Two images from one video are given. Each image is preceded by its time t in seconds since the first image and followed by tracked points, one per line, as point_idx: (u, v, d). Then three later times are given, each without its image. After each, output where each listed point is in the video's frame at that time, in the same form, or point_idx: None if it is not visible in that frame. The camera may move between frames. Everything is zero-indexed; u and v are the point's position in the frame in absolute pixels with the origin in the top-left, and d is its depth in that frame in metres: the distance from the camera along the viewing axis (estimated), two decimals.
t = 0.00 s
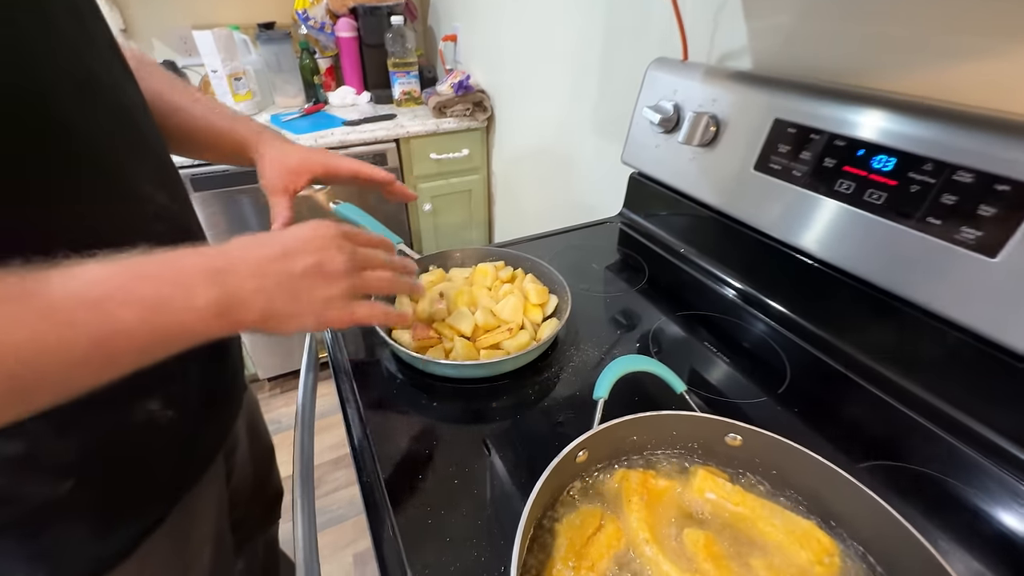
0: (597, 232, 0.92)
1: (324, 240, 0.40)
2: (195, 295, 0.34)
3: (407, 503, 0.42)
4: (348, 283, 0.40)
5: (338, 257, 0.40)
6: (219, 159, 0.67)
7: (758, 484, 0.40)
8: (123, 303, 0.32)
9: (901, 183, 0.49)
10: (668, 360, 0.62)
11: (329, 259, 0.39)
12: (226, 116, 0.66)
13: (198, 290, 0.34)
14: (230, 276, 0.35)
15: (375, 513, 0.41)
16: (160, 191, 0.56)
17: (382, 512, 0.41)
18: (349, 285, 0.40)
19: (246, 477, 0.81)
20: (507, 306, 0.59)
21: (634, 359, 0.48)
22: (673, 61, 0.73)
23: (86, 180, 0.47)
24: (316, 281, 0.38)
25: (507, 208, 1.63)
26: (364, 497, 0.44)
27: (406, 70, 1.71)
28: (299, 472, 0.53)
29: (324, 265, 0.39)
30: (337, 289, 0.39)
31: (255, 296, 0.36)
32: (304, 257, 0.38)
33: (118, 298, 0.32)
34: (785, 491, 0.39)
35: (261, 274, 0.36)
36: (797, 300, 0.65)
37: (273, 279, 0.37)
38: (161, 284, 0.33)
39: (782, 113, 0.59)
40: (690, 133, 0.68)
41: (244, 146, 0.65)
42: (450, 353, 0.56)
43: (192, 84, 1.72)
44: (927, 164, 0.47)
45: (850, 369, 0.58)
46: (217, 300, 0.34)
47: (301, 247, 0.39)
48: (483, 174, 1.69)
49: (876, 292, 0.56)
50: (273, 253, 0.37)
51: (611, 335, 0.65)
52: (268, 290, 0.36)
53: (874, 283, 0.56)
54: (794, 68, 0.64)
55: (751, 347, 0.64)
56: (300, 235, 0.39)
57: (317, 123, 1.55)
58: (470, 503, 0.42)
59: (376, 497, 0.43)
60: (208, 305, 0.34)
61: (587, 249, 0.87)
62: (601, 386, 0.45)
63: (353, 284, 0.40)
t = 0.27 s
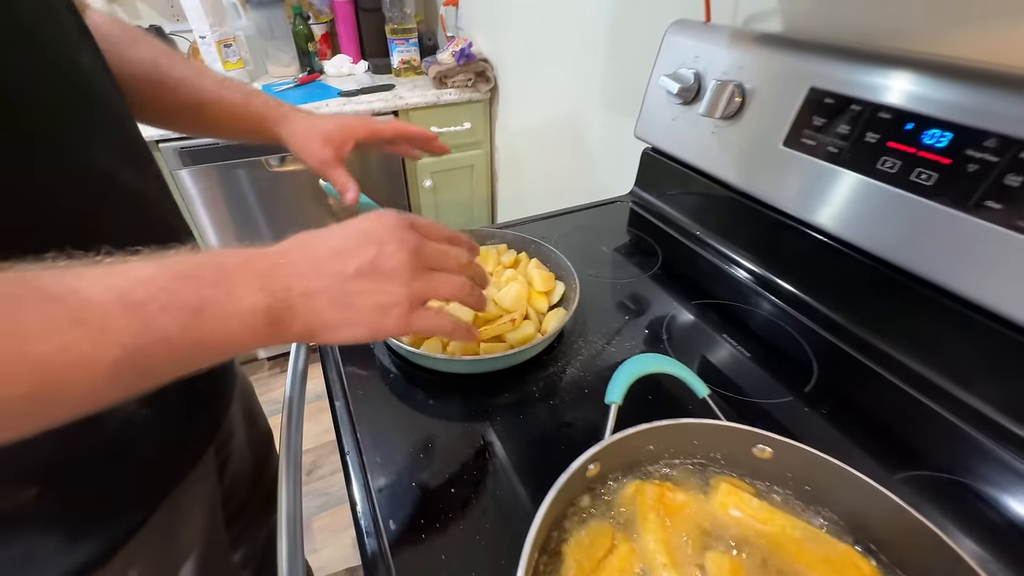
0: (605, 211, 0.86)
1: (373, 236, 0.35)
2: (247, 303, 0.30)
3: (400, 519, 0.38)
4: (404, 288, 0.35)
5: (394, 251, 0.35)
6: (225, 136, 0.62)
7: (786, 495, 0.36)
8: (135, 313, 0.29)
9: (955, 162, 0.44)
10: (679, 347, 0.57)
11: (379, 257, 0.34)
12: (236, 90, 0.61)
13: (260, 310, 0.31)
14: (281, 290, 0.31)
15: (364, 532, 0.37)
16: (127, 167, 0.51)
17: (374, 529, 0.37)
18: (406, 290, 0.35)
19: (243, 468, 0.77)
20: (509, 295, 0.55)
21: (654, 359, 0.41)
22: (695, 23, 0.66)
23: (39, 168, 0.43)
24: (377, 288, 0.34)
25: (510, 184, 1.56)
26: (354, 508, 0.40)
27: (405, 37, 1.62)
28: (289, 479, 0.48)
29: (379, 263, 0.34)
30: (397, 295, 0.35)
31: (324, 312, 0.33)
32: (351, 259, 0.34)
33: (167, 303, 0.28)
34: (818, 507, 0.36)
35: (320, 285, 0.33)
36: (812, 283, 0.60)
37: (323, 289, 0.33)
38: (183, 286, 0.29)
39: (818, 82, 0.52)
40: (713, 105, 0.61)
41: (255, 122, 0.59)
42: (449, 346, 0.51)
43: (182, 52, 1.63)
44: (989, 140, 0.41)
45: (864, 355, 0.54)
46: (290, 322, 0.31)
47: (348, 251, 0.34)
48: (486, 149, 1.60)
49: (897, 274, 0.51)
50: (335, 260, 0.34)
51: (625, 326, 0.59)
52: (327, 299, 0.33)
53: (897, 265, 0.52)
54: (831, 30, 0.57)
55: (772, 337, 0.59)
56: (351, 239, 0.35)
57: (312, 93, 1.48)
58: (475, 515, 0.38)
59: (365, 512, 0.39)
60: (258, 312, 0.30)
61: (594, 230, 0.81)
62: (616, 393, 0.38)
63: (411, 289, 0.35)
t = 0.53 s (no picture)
0: (617, 196, 0.79)
1: (360, 289, 0.29)
2: (197, 364, 0.25)
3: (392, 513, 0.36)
4: (376, 358, 0.28)
5: (378, 316, 0.28)
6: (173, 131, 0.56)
7: (846, 533, 0.32)
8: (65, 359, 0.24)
9: None
10: (694, 338, 0.53)
11: (365, 321, 0.28)
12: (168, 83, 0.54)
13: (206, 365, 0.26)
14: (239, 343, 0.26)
15: (352, 522, 0.36)
16: (82, 155, 0.45)
17: (364, 522, 0.36)
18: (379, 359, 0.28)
19: (232, 469, 0.73)
20: (521, 293, 0.50)
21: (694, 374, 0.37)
22: None
23: None
24: (343, 355, 0.28)
25: (511, 163, 1.48)
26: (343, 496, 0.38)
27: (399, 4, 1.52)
28: (279, 456, 0.43)
29: (361, 342, 0.28)
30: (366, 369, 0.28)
31: (269, 376, 0.27)
32: (328, 322, 0.27)
33: (98, 378, 0.24)
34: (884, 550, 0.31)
35: (284, 332, 0.27)
36: (828, 266, 0.57)
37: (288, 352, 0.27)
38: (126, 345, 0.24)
39: (872, 54, 0.46)
40: (746, 81, 0.55)
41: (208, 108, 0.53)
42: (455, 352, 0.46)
43: (160, 20, 1.53)
44: None
45: (879, 341, 0.51)
46: (225, 378, 0.26)
47: (332, 302, 0.28)
48: (486, 126, 1.52)
49: (923, 259, 0.48)
50: (309, 305, 0.28)
51: (651, 329, 0.53)
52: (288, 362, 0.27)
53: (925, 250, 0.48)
54: None
55: (804, 338, 0.53)
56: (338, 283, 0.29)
57: (300, 65, 1.38)
58: (475, 510, 0.36)
59: (355, 504, 0.37)
60: (212, 386, 0.26)
61: (607, 216, 0.75)
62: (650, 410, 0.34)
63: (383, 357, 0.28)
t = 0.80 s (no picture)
0: (632, 180, 0.73)
1: (384, 245, 0.28)
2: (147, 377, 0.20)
3: (391, 514, 0.33)
4: (391, 313, 0.26)
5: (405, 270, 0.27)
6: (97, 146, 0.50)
7: None
8: (27, 370, 0.18)
9: None
10: (712, 333, 0.49)
11: (390, 274, 0.27)
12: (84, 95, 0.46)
13: (225, 310, 0.21)
14: (271, 276, 0.22)
15: (353, 563, 0.31)
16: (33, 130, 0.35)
17: (360, 525, 0.33)
18: (393, 315, 0.26)
19: (221, 474, 0.68)
20: (536, 292, 0.45)
21: (746, 396, 0.32)
22: None
23: None
24: (361, 299, 0.25)
25: (511, 143, 1.40)
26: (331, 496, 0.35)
27: None
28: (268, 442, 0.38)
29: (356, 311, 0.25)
30: (379, 324, 0.26)
31: (291, 320, 0.23)
32: (357, 266, 0.26)
33: None
34: None
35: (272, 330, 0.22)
36: (849, 249, 0.54)
37: (315, 292, 0.24)
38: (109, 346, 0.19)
39: (938, 21, 0.40)
40: (785, 54, 0.49)
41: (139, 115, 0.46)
42: (463, 360, 0.41)
43: None
44: None
45: (898, 326, 0.49)
46: (244, 324, 0.21)
47: (361, 250, 0.27)
48: (484, 103, 1.43)
49: (952, 240, 0.45)
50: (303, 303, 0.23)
51: (677, 332, 0.48)
52: (308, 306, 0.24)
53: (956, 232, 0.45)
54: None
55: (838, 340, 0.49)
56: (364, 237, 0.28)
57: (285, 36, 1.28)
58: (483, 503, 0.34)
59: (349, 506, 0.34)
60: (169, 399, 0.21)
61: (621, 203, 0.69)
62: (702, 428, 0.29)
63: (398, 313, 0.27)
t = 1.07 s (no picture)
0: (643, 165, 0.68)
1: (290, 250, 0.24)
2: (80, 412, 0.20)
3: (383, 505, 0.32)
4: (290, 333, 0.23)
5: (311, 284, 0.23)
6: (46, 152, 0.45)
7: None
8: None
9: None
10: (722, 326, 0.46)
11: (293, 286, 0.23)
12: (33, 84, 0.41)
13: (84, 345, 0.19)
14: (135, 306, 0.20)
15: None
16: None
17: (347, 514, 0.31)
18: (295, 336, 0.23)
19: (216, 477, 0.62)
20: (549, 293, 0.41)
21: (795, 415, 0.28)
22: None
23: None
24: (254, 320, 0.22)
25: (508, 125, 1.34)
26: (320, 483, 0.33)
27: None
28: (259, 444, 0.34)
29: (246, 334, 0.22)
30: (276, 349, 0.23)
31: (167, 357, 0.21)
32: (247, 282, 0.22)
33: None
34: None
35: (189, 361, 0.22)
36: (860, 233, 0.51)
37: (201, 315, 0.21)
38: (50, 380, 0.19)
39: None
40: (822, 31, 0.45)
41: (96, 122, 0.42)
42: (471, 369, 0.38)
43: None
44: None
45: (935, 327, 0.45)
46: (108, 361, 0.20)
47: (255, 261, 0.23)
48: (480, 83, 1.36)
49: (964, 219, 0.43)
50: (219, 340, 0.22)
51: (702, 337, 0.44)
52: (191, 336, 0.21)
53: (972, 212, 0.43)
54: None
55: (871, 343, 0.45)
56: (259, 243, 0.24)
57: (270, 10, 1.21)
58: (490, 531, 0.31)
59: (337, 495, 0.32)
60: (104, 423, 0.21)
61: (632, 189, 0.64)
62: (746, 454, 0.26)
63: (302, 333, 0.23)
